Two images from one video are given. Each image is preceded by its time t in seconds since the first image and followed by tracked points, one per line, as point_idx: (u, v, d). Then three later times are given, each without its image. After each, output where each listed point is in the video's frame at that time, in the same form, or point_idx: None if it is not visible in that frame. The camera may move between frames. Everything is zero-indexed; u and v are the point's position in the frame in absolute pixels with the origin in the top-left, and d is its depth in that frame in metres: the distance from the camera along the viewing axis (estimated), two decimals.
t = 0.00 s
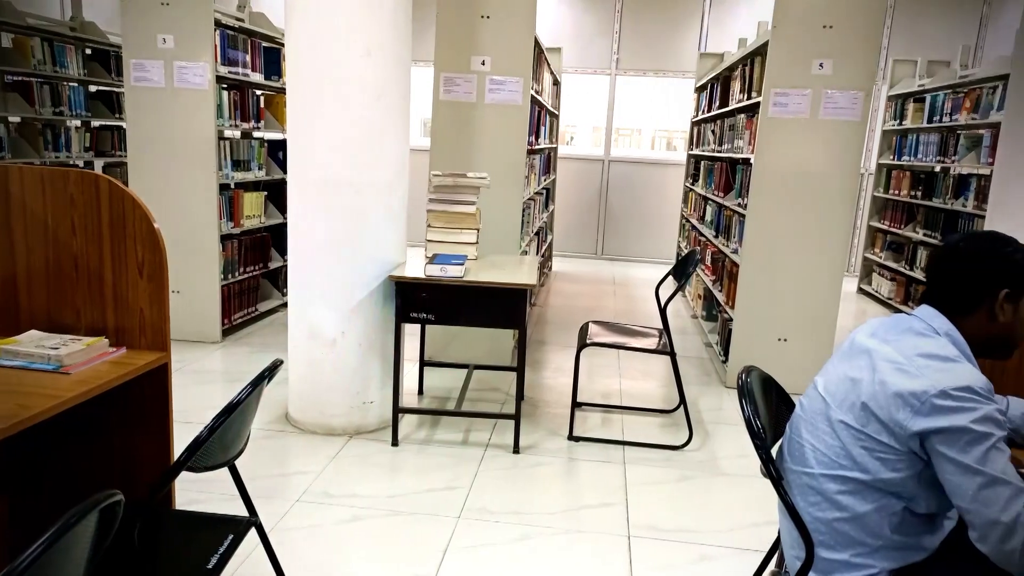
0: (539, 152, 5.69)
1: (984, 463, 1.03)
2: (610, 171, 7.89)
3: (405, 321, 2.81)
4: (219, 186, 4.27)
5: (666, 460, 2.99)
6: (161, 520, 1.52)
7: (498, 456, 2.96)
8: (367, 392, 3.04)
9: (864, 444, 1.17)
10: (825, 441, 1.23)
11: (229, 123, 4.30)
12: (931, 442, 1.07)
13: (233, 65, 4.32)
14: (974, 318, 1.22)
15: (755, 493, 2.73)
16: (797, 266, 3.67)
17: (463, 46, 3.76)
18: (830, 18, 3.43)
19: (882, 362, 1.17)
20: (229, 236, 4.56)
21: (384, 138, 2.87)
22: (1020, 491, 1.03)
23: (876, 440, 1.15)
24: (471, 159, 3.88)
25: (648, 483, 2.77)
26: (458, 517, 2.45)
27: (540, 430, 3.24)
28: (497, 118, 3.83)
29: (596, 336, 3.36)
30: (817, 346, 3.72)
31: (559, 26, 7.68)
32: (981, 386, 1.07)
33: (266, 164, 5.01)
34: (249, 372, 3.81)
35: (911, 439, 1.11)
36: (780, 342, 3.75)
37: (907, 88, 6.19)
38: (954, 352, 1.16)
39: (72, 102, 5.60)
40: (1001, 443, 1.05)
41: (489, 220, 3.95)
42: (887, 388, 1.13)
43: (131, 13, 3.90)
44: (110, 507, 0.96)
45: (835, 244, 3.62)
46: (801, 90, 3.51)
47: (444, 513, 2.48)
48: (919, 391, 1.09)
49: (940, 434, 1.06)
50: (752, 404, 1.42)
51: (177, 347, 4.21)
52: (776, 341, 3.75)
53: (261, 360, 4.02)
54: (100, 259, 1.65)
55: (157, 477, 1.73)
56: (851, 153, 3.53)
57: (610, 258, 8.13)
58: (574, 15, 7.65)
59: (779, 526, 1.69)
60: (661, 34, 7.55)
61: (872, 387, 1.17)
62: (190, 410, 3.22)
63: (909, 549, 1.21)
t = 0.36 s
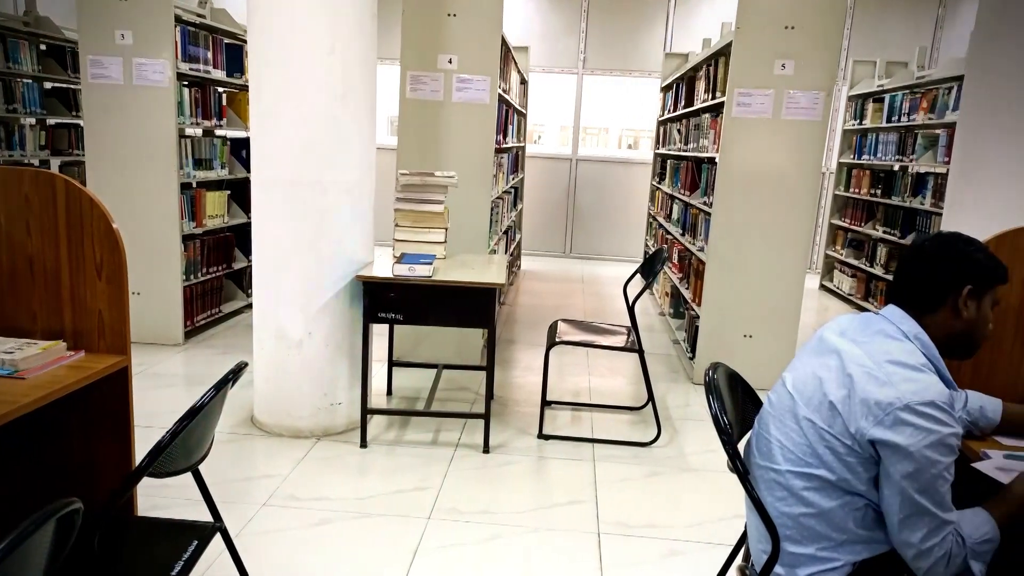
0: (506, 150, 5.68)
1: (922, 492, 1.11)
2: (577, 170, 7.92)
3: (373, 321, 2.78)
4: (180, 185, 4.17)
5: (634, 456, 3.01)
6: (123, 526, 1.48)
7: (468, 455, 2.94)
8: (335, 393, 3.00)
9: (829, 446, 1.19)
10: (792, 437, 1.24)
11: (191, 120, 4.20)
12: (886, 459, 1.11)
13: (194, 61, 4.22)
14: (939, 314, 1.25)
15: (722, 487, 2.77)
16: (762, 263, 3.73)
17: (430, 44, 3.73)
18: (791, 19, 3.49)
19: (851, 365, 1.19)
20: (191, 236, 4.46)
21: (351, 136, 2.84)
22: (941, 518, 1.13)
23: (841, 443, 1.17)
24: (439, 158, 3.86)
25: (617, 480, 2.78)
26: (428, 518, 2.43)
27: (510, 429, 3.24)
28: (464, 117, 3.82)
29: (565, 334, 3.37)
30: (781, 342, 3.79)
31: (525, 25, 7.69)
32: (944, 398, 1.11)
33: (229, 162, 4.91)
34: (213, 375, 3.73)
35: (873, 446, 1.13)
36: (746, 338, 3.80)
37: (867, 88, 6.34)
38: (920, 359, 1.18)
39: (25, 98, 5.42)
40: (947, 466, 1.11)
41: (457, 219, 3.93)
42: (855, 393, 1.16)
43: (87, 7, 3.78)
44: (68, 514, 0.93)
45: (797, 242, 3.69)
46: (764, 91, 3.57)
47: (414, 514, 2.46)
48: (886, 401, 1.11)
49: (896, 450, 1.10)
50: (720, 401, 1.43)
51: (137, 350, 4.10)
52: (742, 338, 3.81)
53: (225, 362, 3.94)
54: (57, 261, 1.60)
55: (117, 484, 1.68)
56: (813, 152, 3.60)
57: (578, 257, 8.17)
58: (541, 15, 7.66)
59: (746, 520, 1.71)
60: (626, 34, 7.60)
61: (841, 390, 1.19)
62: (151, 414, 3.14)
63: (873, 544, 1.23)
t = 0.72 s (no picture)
0: (468, 149, 5.66)
1: (875, 483, 1.13)
2: (539, 169, 7.94)
3: (333, 322, 2.74)
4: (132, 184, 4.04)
5: (598, 453, 3.03)
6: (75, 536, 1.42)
7: (432, 455, 2.92)
8: (295, 395, 2.95)
9: (786, 439, 1.21)
10: (750, 432, 1.26)
11: (143, 118, 4.07)
12: (840, 451, 1.14)
13: (145, 57, 4.09)
14: (889, 308, 1.28)
15: (684, 482, 2.80)
16: (720, 260, 3.79)
17: (390, 41, 3.68)
18: (747, 20, 3.56)
19: (807, 360, 1.21)
20: (144, 237, 4.33)
21: (310, 134, 2.79)
22: (893, 508, 1.15)
23: (797, 436, 1.20)
24: (400, 157, 3.82)
25: (581, 478, 2.80)
26: (392, 519, 2.41)
27: (474, 428, 3.23)
28: (425, 115, 3.78)
29: (528, 333, 3.37)
30: (740, 338, 3.85)
31: (486, 23, 7.67)
32: (894, 390, 1.14)
33: (183, 161, 4.78)
34: (168, 378, 3.62)
35: (828, 439, 1.16)
36: (706, 335, 3.86)
37: (820, 88, 6.50)
38: (871, 353, 1.21)
39: None
40: (899, 457, 1.14)
41: (419, 218, 3.90)
42: (810, 387, 1.18)
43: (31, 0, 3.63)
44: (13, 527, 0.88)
45: (755, 239, 3.76)
46: (721, 91, 3.63)
47: (378, 516, 2.43)
48: (839, 395, 1.14)
49: (849, 443, 1.12)
50: (681, 396, 1.44)
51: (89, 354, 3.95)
52: (702, 334, 3.87)
53: (181, 365, 3.83)
54: (3, 263, 1.53)
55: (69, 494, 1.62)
56: (769, 151, 3.67)
57: (540, 255, 8.19)
58: (501, 13, 7.65)
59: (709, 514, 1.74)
60: (587, 33, 7.65)
61: (797, 384, 1.21)
62: (102, 420, 3.03)
63: (829, 535, 1.26)
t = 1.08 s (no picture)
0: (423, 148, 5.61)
1: (826, 474, 1.16)
2: (495, 168, 7.93)
3: (287, 323, 2.68)
4: (75, 184, 3.87)
5: (557, 451, 3.04)
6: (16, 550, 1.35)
7: (390, 457, 2.89)
8: (249, 398, 2.87)
9: (740, 433, 1.23)
10: (705, 426, 1.28)
11: (85, 115, 3.91)
12: (792, 444, 1.16)
13: (87, 52, 3.93)
14: (837, 303, 1.31)
15: (642, 477, 2.84)
16: (674, 257, 3.85)
17: (343, 38, 3.62)
18: (698, 21, 3.61)
19: (759, 355, 1.23)
20: (87, 238, 4.16)
21: (260, 132, 2.72)
22: (843, 498, 1.18)
23: (750, 430, 1.22)
24: (354, 155, 3.76)
25: (541, 476, 2.80)
26: (349, 523, 2.37)
27: (433, 428, 3.20)
28: (379, 113, 3.73)
29: (486, 332, 3.36)
30: (694, 333, 3.92)
31: (440, 20, 7.63)
32: (842, 382, 1.17)
33: (128, 159, 4.61)
34: (114, 384, 3.49)
35: (780, 432, 1.18)
36: (661, 331, 3.92)
37: (770, 89, 6.67)
38: (819, 347, 1.24)
39: None
40: (848, 448, 1.17)
41: (374, 218, 3.85)
42: (762, 381, 1.20)
43: None
44: None
45: (708, 236, 3.82)
46: (674, 90, 3.68)
47: (335, 519, 2.38)
48: (790, 389, 1.17)
49: (800, 436, 1.15)
50: (637, 392, 1.45)
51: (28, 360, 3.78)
52: (657, 331, 3.92)
53: (127, 370, 3.70)
54: None
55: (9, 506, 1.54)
56: (721, 150, 3.74)
57: (497, 254, 8.19)
58: (456, 11, 7.62)
59: (665, 508, 1.76)
60: (542, 32, 7.67)
61: (749, 378, 1.23)
62: (44, 428, 2.90)
63: (782, 526, 1.28)
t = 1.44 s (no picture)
0: (383, 146, 5.54)
1: (783, 466, 1.18)
2: (456, 167, 7.90)
3: (243, 324, 2.62)
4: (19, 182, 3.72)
5: (520, 449, 3.04)
6: None
7: (352, 459, 2.85)
8: (204, 402, 2.80)
9: (701, 428, 1.24)
10: (666, 422, 1.29)
11: (29, 112, 3.76)
12: (750, 438, 1.18)
13: (30, 46, 3.78)
14: (793, 300, 1.34)
15: (604, 474, 2.86)
16: (635, 255, 3.89)
17: (299, 34, 3.55)
18: (655, 22, 3.65)
19: (717, 350, 1.25)
20: (33, 239, 4.00)
21: (214, 130, 2.64)
22: (800, 490, 1.21)
23: (710, 425, 1.23)
24: (312, 154, 3.70)
25: (504, 474, 2.80)
26: (311, 526, 2.33)
27: (395, 429, 3.17)
28: (337, 111, 3.68)
29: (447, 332, 3.34)
30: (654, 330, 3.97)
31: (399, 18, 7.56)
32: (799, 376, 1.19)
33: (76, 157, 4.45)
34: (62, 390, 3.36)
35: (739, 426, 1.20)
36: (622, 328, 3.96)
37: (726, 89, 6.80)
38: (776, 342, 1.27)
39: None
40: (804, 440, 1.19)
41: (333, 217, 3.79)
42: (721, 376, 1.22)
43: None
44: None
45: (667, 234, 3.87)
46: (632, 90, 3.71)
47: (295, 524, 2.34)
48: (748, 383, 1.19)
49: (759, 429, 1.17)
50: (600, 390, 1.46)
51: None
52: (618, 328, 3.95)
53: (77, 375, 3.56)
54: None
55: None
56: (679, 149, 3.79)
57: (459, 253, 8.15)
58: (414, 9, 7.56)
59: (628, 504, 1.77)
60: (501, 31, 7.67)
61: (708, 374, 1.25)
62: None
63: (741, 518, 1.30)
